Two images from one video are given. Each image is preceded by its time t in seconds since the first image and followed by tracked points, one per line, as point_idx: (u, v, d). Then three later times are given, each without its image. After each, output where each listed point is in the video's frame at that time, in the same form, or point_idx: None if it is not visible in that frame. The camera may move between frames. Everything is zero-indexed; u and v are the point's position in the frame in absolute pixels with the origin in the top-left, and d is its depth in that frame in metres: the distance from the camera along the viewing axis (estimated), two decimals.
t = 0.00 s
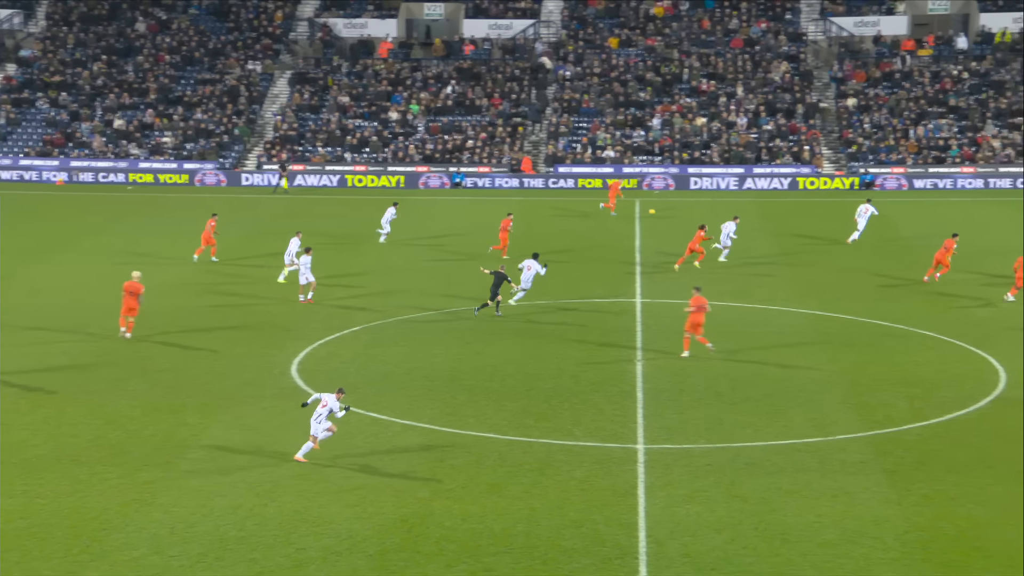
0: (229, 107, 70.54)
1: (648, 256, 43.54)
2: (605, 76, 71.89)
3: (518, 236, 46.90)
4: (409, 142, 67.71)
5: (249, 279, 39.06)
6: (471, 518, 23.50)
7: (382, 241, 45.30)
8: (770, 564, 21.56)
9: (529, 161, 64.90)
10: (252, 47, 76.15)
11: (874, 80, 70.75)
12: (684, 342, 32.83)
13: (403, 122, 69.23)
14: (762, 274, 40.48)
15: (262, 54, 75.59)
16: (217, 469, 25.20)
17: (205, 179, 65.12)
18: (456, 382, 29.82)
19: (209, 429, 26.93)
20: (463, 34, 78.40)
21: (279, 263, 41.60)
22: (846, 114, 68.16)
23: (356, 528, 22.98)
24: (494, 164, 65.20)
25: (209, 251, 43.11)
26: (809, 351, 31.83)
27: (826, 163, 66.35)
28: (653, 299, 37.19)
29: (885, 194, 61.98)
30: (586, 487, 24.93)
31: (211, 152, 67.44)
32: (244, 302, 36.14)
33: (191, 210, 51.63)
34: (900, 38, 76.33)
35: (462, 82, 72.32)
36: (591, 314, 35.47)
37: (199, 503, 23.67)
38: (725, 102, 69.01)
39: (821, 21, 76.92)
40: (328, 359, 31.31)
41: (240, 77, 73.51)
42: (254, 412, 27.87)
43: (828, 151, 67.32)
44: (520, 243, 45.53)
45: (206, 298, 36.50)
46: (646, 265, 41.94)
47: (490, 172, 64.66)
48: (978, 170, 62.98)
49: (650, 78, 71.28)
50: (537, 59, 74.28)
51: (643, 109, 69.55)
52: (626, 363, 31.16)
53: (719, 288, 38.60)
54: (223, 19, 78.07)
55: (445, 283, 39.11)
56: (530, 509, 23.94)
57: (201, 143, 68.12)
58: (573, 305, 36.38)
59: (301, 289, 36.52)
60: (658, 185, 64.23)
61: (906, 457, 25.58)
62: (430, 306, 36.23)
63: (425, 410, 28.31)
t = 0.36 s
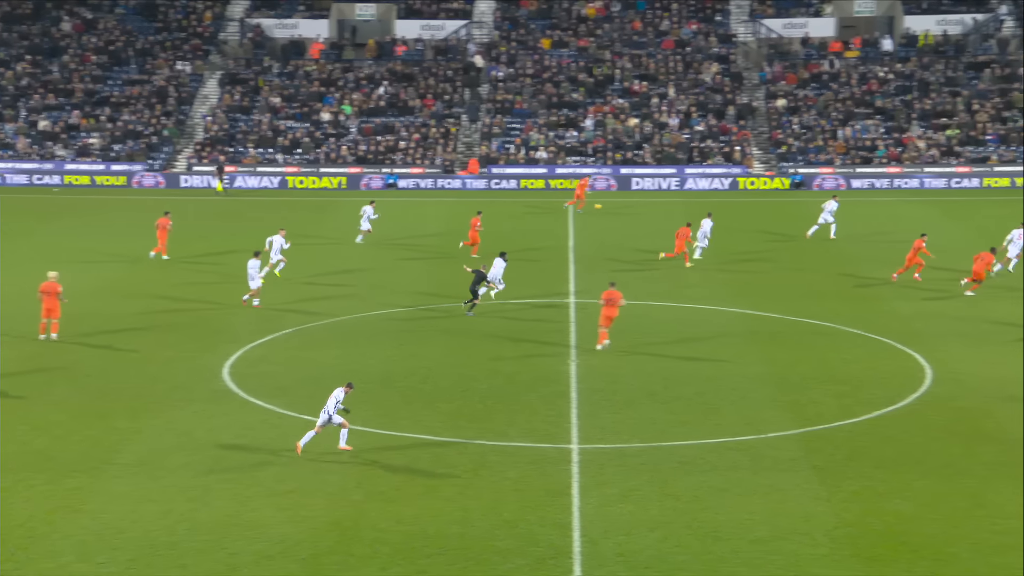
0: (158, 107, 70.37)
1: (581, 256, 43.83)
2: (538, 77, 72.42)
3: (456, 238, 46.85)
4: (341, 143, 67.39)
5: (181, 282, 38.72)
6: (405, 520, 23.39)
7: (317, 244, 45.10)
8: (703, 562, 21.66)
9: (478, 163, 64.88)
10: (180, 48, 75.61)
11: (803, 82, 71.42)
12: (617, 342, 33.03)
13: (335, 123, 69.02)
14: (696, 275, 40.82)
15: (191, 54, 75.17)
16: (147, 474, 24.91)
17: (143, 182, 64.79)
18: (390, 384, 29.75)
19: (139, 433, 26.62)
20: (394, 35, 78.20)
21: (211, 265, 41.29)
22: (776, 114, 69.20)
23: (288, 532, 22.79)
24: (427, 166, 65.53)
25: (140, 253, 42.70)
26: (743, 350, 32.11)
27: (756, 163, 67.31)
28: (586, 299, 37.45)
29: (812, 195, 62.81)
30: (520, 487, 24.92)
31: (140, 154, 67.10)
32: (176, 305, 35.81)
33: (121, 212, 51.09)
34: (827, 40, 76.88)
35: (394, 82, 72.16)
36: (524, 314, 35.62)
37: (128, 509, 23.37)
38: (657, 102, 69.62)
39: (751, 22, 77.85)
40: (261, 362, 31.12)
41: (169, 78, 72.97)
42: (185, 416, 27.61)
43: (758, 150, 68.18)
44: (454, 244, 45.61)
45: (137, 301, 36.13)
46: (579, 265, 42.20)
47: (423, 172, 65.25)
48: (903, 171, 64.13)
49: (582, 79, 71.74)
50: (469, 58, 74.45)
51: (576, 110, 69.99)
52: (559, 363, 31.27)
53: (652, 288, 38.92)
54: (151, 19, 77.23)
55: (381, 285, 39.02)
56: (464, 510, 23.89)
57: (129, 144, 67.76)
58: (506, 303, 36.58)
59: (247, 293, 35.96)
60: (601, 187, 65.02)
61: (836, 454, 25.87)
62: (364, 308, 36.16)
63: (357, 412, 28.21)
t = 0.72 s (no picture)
0: (58, 108, 69.21)
1: (492, 257, 44.10)
2: (446, 78, 72.80)
3: (366, 244, 46.60)
4: (248, 144, 67.45)
5: (87, 287, 38.12)
6: (315, 524, 23.08)
7: (227, 249, 44.54)
8: (613, 560, 21.67)
9: (400, 164, 64.43)
10: (82, 47, 74.34)
11: (709, 83, 72.68)
12: (528, 343, 33.18)
13: (242, 123, 68.83)
14: (607, 275, 41.16)
15: (92, 54, 73.91)
16: (49, 483, 24.37)
17: (50, 184, 63.47)
18: (300, 387, 29.54)
19: (41, 442, 26.06)
20: (300, 36, 77.30)
21: (117, 269, 40.71)
22: (683, 115, 70.37)
23: (195, 538, 22.38)
24: (336, 166, 65.71)
25: (44, 257, 41.95)
26: (654, 349, 32.41)
27: (664, 163, 68.26)
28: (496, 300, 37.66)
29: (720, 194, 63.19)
30: (432, 489, 24.73)
31: (40, 156, 66.09)
32: (82, 311, 35.22)
33: (24, 215, 50.14)
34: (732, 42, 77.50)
35: (302, 83, 72.00)
36: (436, 315, 35.71)
37: (29, 519, 22.83)
38: (566, 103, 70.48)
39: (659, 24, 77.48)
40: (168, 366, 30.72)
41: (69, 78, 71.84)
42: (89, 424, 27.10)
43: (666, 151, 69.11)
44: (365, 247, 45.65)
45: (41, 306, 35.47)
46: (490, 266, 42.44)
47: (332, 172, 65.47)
48: (808, 171, 64.94)
49: (491, 80, 72.26)
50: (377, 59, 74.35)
51: (486, 111, 70.60)
52: (471, 365, 31.26)
53: (564, 288, 39.26)
54: (50, 18, 75.76)
55: (292, 289, 38.83)
56: (375, 513, 23.62)
57: (30, 146, 66.68)
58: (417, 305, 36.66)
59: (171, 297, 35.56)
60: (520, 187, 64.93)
61: (743, 451, 26.13)
62: (274, 310, 35.99)
63: (266, 415, 27.95)
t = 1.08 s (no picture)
0: None
1: (383, 262, 44.17)
2: (335, 80, 72.23)
3: (255, 248, 46.23)
4: (132, 147, 66.56)
5: None
6: (203, 532, 22.60)
7: (112, 258, 43.71)
8: (507, 562, 21.57)
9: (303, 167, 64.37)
10: None
11: (598, 86, 73.27)
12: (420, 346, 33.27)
13: (126, 127, 67.81)
14: (499, 278, 41.48)
15: None
16: None
17: None
18: (187, 396, 29.15)
19: None
20: (184, 37, 76.10)
21: None
22: (573, 117, 70.96)
23: (79, 550, 21.78)
24: (224, 170, 65.31)
25: None
26: (548, 352, 32.63)
27: (555, 165, 68.75)
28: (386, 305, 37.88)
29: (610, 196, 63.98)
30: (324, 494, 24.39)
31: None
32: None
33: None
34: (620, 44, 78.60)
35: (187, 85, 71.10)
36: (326, 321, 35.67)
37: None
38: (457, 106, 70.61)
39: (547, 27, 78.28)
40: (48, 376, 30.14)
41: None
42: None
43: (556, 152, 69.66)
44: (253, 253, 45.30)
45: None
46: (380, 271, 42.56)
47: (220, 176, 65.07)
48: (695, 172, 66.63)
49: (381, 82, 71.90)
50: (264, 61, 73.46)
51: (376, 113, 70.24)
52: (363, 370, 31.09)
53: (455, 291, 39.52)
54: None
55: (179, 296, 38.39)
56: (265, 519, 23.21)
57: None
58: (306, 311, 36.62)
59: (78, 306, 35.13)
60: (418, 190, 65.23)
61: (635, 450, 26.34)
62: (161, 318, 35.69)
63: (152, 424, 27.47)
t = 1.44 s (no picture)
0: None
1: (276, 264, 43.41)
2: (224, 80, 70.71)
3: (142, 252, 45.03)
4: (12, 150, 64.08)
5: None
6: (90, 546, 21.76)
7: None
8: (406, 567, 21.28)
9: (205, 168, 63.14)
10: None
11: (493, 86, 73.20)
12: (315, 350, 32.68)
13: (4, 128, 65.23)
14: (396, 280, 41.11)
15: None
16: None
17: None
18: (72, 406, 28.10)
19: None
20: (64, 35, 73.70)
21: None
22: (467, 118, 70.79)
23: None
24: (109, 172, 63.60)
25: None
26: (445, 355, 32.39)
27: (450, 166, 68.49)
28: (280, 308, 37.12)
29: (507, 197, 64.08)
30: (217, 504, 23.71)
31: None
32: None
33: None
34: (514, 45, 78.85)
35: (68, 85, 68.89)
36: (218, 325, 34.81)
37: None
38: (350, 107, 69.85)
39: (440, 27, 78.04)
40: None
41: None
42: None
43: (451, 153, 69.48)
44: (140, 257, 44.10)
45: None
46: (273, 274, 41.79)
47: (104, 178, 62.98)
48: (591, 173, 67.06)
49: (271, 83, 70.56)
50: (150, 61, 71.59)
51: (266, 114, 68.90)
52: (256, 376, 30.40)
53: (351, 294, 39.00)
54: None
55: (62, 303, 37.11)
56: (156, 531, 22.45)
57: None
58: (198, 315, 35.69)
59: None
60: (320, 192, 64.15)
61: (534, 453, 26.29)
62: (43, 326, 34.49)
63: (35, 435, 26.40)
